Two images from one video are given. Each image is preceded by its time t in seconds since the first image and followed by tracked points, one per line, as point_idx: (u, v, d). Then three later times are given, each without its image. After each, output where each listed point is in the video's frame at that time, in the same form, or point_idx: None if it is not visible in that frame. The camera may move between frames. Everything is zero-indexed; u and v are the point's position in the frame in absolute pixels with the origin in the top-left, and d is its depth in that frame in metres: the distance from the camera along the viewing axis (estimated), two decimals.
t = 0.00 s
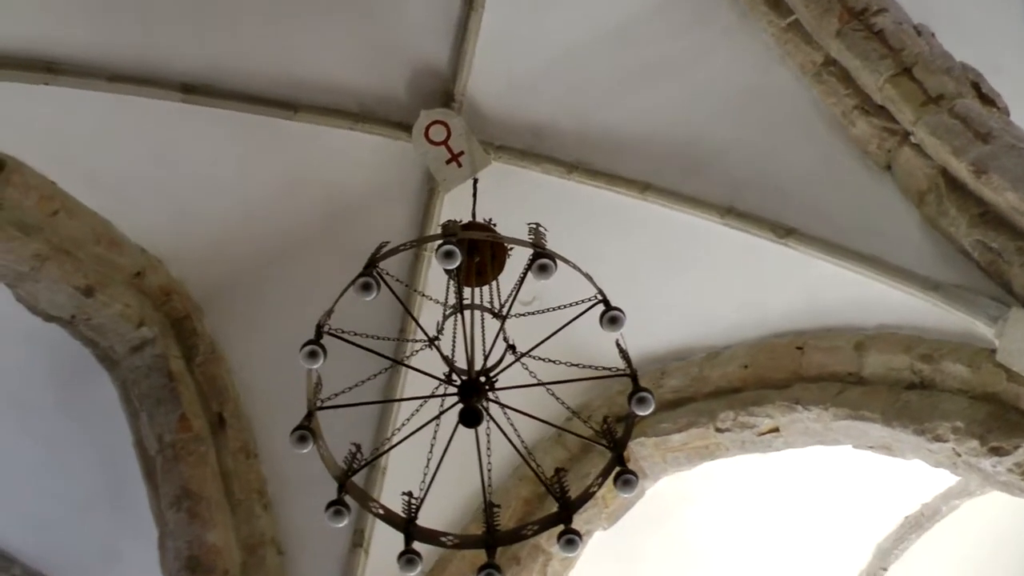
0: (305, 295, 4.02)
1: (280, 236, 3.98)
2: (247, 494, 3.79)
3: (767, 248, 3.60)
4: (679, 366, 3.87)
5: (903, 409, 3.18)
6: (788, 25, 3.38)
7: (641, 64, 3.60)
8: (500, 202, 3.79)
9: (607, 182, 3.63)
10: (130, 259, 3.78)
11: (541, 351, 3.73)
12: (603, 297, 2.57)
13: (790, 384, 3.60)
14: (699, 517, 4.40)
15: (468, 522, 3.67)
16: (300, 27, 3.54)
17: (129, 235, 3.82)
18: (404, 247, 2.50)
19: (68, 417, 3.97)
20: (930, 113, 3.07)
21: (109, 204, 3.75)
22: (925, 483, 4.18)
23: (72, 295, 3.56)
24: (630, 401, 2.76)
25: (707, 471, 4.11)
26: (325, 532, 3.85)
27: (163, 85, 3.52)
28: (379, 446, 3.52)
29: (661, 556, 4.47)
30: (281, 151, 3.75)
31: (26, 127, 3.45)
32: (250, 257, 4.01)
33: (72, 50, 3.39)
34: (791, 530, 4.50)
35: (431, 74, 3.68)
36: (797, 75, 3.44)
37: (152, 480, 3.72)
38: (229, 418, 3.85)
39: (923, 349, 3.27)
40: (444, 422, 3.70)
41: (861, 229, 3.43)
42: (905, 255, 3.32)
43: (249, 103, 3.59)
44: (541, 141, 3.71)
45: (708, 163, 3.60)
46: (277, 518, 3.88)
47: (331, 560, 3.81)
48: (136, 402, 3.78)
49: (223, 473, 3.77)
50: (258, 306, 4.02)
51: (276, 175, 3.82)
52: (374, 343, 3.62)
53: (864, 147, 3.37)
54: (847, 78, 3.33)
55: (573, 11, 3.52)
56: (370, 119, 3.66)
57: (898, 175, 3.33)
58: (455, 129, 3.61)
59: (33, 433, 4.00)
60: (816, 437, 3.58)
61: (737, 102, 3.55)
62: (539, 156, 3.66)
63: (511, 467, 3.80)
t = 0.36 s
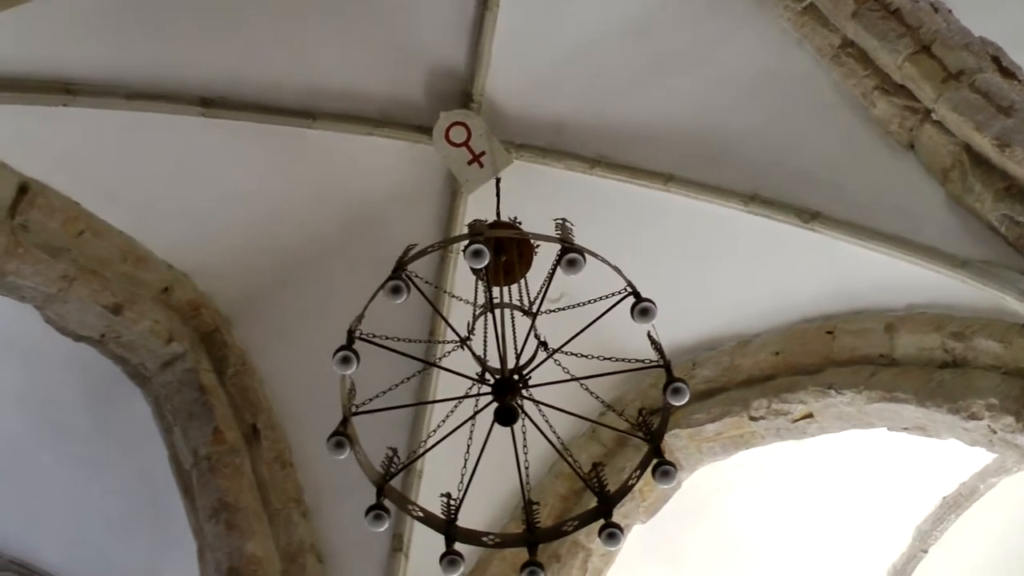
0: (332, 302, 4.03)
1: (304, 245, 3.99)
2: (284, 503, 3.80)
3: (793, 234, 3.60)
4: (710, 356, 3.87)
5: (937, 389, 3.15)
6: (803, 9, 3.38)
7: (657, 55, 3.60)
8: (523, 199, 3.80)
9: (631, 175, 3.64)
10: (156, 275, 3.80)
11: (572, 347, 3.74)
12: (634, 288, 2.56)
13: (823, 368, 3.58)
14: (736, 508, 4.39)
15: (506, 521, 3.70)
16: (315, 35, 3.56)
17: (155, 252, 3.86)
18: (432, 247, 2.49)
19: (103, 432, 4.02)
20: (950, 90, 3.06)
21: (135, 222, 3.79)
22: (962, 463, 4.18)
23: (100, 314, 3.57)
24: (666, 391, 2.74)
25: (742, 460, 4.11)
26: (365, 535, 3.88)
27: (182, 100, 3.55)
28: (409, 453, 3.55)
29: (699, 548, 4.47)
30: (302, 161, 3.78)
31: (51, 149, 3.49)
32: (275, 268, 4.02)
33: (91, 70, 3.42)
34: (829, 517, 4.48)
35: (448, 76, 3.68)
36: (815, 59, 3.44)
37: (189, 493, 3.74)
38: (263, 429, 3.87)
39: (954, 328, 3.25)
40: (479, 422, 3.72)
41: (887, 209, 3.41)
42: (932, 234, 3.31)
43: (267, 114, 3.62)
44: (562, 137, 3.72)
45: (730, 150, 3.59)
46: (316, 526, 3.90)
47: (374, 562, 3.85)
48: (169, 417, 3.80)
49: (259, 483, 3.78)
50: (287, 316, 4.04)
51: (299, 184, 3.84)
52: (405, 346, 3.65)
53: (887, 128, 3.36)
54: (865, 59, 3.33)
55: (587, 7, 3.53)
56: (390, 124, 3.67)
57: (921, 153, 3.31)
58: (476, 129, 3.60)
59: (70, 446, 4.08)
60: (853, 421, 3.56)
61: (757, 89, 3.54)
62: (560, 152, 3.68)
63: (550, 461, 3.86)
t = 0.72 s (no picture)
0: (353, 307, 4.05)
1: (323, 252, 4.03)
2: (312, 510, 3.81)
3: (809, 220, 3.59)
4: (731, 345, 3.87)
5: (960, 367, 3.14)
6: None
7: (664, 47, 3.60)
8: (538, 196, 3.82)
9: (645, 168, 3.65)
10: (174, 289, 3.83)
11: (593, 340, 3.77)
12: (653, 279, 2.54)
13: (845, 352, 3.58)
14: (762, 498, 4.39)
15: (535, 518, 3.72)
16: (323, 42, 3.59)
17: (172, 266, 3.88)
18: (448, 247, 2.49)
19: (127, 447, 4.05)
20: (961, 68, 3.05)
21: (150, 237, 3.80)
22: (987, 441, 4.19)
23: (121, 330, 3.61)
24: (690, 380, 2.73)
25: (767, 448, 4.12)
26: (395, 538, 3.89)
27: (193, 113, 3.58)
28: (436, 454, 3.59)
29: (727, 538, 4.47)
30: (314, 167, 3.79)
31: (64, 169, 3.50)
32: (295, 275, 4.05)
33: (100, 86, 3.43)
34: (857, 504, 4.46)
35: (457, 76, 3.70)
36: (824, 43, 3.42)
37: (216, 504, 3.75)
38: (288, 437, 3.88)
39: (975, 305, 3.23)
40: (505, 419, 3.74)
41: (902, 189, 3.40)
42: (947, 213, 3.31)
43: (278, 123, 3.64)
44: (573, 133, 3.73)
45: (742, 138, 3.60)
46: (344, 531, 3.90)
47: (404, 566, 3.85)
48: (194, 430, 3.82)
49: (287, 490, 3.79)
50: (306, 322, 4.06)
51: (313, 191, 3.86)
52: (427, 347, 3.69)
53: (899, 108, 3.34)
54: (874, 41, 3.31)
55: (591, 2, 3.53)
56: (401, 127, 3.69)
57: (935, 132, 3.29)
58: (486, 128, 3.62)
59: (94, 464, 4.10)
60: (877, 404, 3.54)
61: (767, 76, 3.54)
62: (572, 148, 3.69)
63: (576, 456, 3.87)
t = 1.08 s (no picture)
0: (374, 313, 4.08)
1: (340, 259, 4.06)
2: (342, 516, 3.83)
3: (826, 203, 3.58)
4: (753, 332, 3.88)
5: (984, 343, 3.11)
6: None
7: (672, 37, 3.59)
8: (553, 191, 3.84)
9: (658, 159, 3.66)
10: (195, 303, 3.87)
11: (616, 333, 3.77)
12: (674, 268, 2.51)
13: (868, 334, 3.56)
14: (792, 485, 4.40)
15: (565, 515, 3.73)
16: (331, 50, 3.61)
17: (191, 281, 3.90)
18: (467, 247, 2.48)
19: (157, 459, 4.10)
20: (972, 42, 2.96)
21: (167, 252, 3.83)
22: (1015, 418, 4.18)
23: (143, 346, 3.67)
24: (716, 367, 2.72)
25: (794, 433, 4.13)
26: (428, 541, 3.90)
27: (205, 125, 3.60)
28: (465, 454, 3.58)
29: (760, 528, 4.46)
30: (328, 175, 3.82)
31: (77, 189, 3.51)
32: (314, 283, 4.08)
33: (111, 105, 3.45)
34: (887, 486, 4.46)
35: (466, 76, 3.71)
36: (831, 26, 3.38)
37: (246, 515, 3.77)
38: (314, 445, 3.89)
39: (997, 280, 3.19)
40: (531, 415, 3.77)
41: (919, 167, 3.36)
42: (964, 189, 3.26)
43: (290, 132, 3.66)
44: (586, 128, 3.75)
45: (754, 124, 3.59)
46: (376, 536, 3.91)
47: (438, 568, 3.86)
48: (220, 442, 3.85)
49: (316, 498, 3.79)
50: (328, 329, 4.10)
51: (329, 199, 3.89)
52: (451, 346, 3.72)
53: (910, 87, 3.28)
54: (882, 20, 3.25)
55: None
56: (412, 130, 3.71)
57: (948, 109, 3.22)
58: (498, 127, 3.62)
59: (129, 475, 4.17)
60: (903, 384, 3.52)
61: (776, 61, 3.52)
62: (585, 143, 3.71)
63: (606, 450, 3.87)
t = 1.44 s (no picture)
0: (393, 316, 4.10)
1: (357, 265, 4.07)
2: (371, 522, 3.87)
3: (838, 185, 3.58)
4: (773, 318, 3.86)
5: (1005, 317, 3.09)
6: None
7: (676, 26, 3.58)
8: (565, 187, 3.85)
9: (668, 148, 3.67)
10: (214, 316, 3.90)
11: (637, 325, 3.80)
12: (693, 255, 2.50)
13: (888, 314, 3.54)
14: (819, 470, 4.38)
15: (594, 510, 3.77)
16: (337, 56, 3.62)
17: (207, 295, 3.93)
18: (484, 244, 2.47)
19: (183, 474, 4.12)
20: (979, 16, 2.95)
21: (182, 268, 3.85)
22: None
23: (164, 362, 3.68)
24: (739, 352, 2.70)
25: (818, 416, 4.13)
26: (457, 541, 3.94)
27: (215, 139, 3.63)
28: (493, 452, 3.62)
29: (788, 515, 4.45)
30: (340, 182, 3.84)
31: (91, 210, 3.52)
32: (330, 290, 4.10)
33: (119, 124, 3.46)
34: (918, 466, 4.46)
35: (472, 76, 3.71)
36: (836, 6, 3.36)
37: (275, 525, 3.80)
38: (339, 452, 3.93)
39: (1014, 253, 3.18)
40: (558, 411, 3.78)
41: (929, 143, 3.35)
42: (977, 163, 3.25)
43: (299, 140, 3.69)
44: (594, 123, 3.76)
45: (763, 110, 3.58)
46: (405, 540, 3.95)
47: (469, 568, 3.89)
48: (245, 453, 3.87)
49: (344, 505, 3.83)
50: (347, 337, 4.12)
51: (341, 206, 3.91)
52: (473, 346, 3.74)
53: (917, 63, 3.27)
54: None
55: None
56: (420, 133, 3.73)
57: (957, 84, 3.20)
58: (507, 126, 3.64)
59: (156, 490, 4.20)
60: (925, 363, 3.50)
61: (783, 44, 3.51)
62: (596, 137, 3.72)
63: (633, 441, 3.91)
